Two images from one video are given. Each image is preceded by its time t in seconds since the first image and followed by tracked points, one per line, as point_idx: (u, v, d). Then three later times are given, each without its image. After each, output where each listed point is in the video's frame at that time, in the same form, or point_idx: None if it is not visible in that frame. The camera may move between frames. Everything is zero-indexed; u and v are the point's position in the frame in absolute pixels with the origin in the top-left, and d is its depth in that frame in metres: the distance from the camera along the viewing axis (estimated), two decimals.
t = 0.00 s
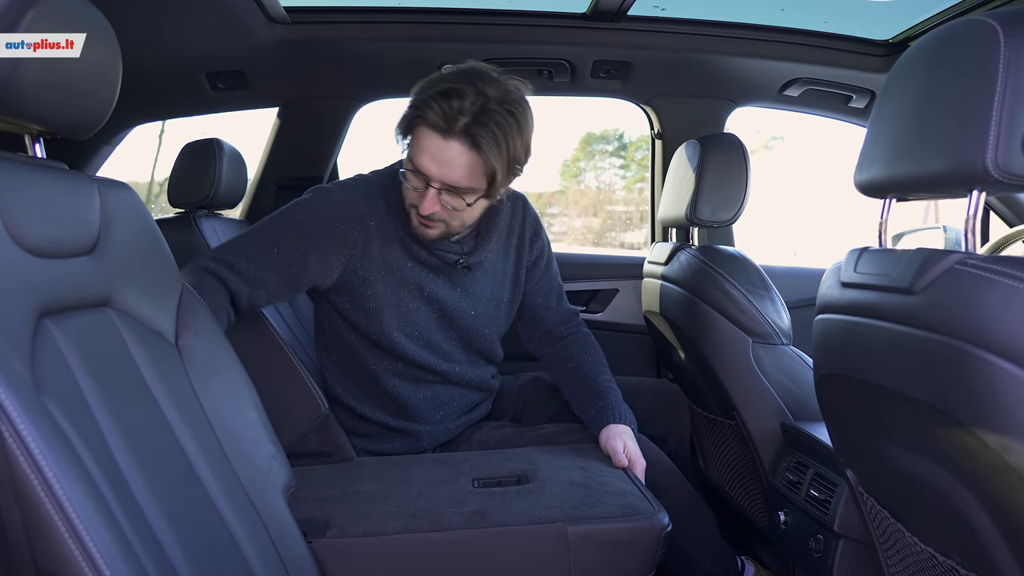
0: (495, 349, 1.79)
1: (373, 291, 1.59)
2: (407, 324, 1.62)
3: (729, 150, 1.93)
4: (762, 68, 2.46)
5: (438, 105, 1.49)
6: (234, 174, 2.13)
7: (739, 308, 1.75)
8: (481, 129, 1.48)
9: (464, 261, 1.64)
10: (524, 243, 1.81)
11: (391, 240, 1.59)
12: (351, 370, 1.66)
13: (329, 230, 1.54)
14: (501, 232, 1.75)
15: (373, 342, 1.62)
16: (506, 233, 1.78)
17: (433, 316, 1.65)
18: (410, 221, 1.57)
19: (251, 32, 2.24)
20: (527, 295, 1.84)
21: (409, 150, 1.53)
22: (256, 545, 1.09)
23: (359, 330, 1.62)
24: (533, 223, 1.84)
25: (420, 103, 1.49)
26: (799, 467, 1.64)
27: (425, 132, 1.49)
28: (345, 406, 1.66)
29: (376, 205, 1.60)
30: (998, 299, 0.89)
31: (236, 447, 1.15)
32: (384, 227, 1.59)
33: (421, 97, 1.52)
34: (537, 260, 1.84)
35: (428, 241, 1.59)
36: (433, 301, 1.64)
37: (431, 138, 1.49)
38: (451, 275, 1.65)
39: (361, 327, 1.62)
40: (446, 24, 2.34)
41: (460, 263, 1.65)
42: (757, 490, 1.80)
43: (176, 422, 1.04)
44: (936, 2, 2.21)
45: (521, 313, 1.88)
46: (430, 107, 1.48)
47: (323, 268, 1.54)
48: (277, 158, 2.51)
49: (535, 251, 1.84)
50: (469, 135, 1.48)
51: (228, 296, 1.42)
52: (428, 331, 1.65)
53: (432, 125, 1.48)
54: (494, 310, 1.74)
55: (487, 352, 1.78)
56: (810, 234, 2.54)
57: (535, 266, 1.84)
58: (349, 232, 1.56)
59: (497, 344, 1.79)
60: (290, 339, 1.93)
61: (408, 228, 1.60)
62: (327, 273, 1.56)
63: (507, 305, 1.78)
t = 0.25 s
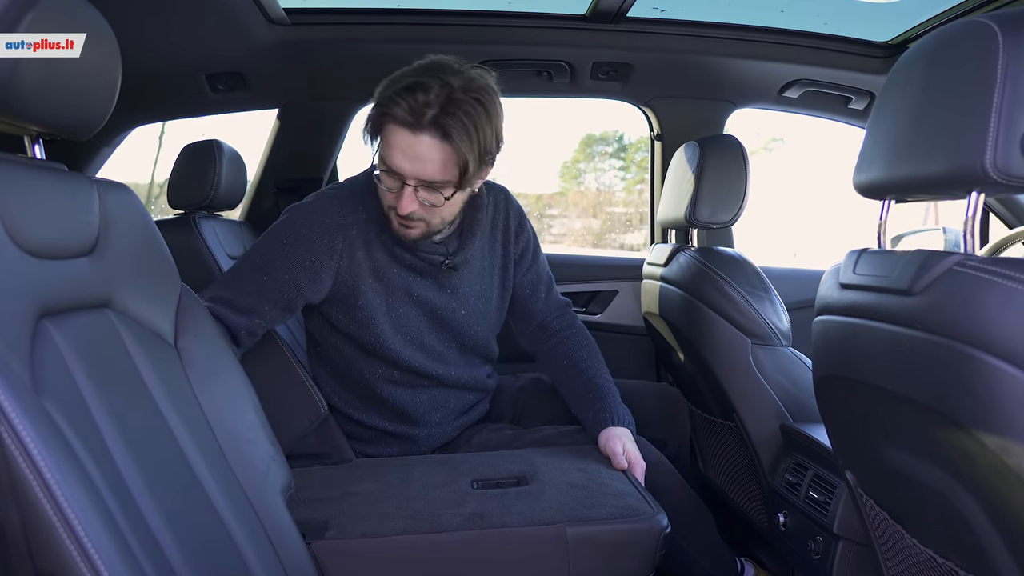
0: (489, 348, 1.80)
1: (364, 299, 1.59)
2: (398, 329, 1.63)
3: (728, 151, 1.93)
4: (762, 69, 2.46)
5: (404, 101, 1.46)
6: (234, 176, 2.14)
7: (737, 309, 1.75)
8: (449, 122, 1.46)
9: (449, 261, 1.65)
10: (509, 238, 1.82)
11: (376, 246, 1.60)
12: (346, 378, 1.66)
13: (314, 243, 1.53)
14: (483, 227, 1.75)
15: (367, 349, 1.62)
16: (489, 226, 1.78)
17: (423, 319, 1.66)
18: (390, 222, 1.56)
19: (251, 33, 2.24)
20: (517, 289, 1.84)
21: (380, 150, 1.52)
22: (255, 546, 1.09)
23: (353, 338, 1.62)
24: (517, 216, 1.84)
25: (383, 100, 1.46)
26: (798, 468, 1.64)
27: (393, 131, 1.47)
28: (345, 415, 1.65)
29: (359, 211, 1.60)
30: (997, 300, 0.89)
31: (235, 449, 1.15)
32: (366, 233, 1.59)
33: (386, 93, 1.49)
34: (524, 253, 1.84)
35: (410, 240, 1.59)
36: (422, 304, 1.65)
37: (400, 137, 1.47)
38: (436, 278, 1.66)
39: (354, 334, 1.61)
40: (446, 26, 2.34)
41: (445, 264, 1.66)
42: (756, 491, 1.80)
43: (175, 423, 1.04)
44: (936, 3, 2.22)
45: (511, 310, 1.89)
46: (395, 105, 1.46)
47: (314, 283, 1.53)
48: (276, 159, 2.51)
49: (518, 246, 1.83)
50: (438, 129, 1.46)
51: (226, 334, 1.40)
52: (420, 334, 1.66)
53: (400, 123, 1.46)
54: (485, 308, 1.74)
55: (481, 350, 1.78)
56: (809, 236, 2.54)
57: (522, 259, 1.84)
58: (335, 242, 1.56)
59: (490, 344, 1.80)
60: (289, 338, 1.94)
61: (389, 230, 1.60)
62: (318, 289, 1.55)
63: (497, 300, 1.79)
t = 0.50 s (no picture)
0: (486, 349, 1.80)
1: (362, 301, 1.59)
2: (397, 330, 1.63)
3: (727, 153, 1.93)
4: (760, 71, 2.47)
5: (381, 84, 1.47)
6: (233, 178, 2.14)
7: (735, 310, 1.75)
8: (427, 98, 1.46)
9: (448, 259, 1.65)
10: (506, 239, 1.82)
11: (372, 246, 1.60)
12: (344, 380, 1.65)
13: (310, 248, 1.52)
14: (479, 227, 1.76)
15: (365, 352, 1.62)
16: (485, 225, 1.79)
17: (422, 320, 1.66)
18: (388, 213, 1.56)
19: (250, 35, 2.24)
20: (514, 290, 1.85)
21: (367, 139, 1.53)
22: (254, 549, 1.09)
23: (351, 342, 1.61)
24: (513, 217, 1.85)
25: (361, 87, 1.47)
26: (797, 470, 1.64)
27: (376, 116, 1.48)
28: (344, 419, 1.64)
29: (353, 211, 1.59)
30: (995, 301, 0.89)
31: (233, 451, 1.15)
32: (362, 235, 1.59)
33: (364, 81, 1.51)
34: (520, 253, 1.85)
35: (409, 229, 1.59)
36: (420, 305, 1.65)
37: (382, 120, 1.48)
38: (434, 278, 1.66)
39: (351, 337, 1.61)
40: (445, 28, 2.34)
41: (443, 262, 1.66)
42: (755, 493, 1.80)
43: (174, 425, 1.04)
44: (933, 5, 2.22)
45: (508, 313, 1.90)
46: (374, 89, 1.46)
47: (310, 288, 1.53)
48: (275, 161, 2.52)
49: (515, 246, 1.84)
50: (417, 107, 1.46)
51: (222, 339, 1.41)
52: (419, 335, 1.66)
53: (380, 107, 1.46)
54: (483, 309, 1.74)
55: (479, 351, 1.78)
56: (808, 237, 2.54)
57: (519, 259, 1.85)
58: (332, 245, 1.55)
59: (488, 345, 1.80)
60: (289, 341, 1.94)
61: (388, 224, 1.60)
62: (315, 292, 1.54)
63: (495, 300, 1.79)
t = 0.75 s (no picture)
0: (484, 351, 1.80)
1: (361, 296, 1.59)
2: (396, 326, 1.63)
3: (725, 155, 1.93)
4: (758, 74, 2.47)
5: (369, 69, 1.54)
6: (231, 180, 2.14)
7: (734, 312, 1.75)
8: (413, 75, 1.52)
9: (446, 252, 1.65)
10: (503, 238, 1.83)
11: (371, 240, 1.60)
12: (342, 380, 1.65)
13: (310, 243, 1.53)
14: (477, 225, 1.76)
15: (364, 348, 1.62)
16: (482, 223, 1.79)
17: (421, 316, 1.67)
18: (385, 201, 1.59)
19: (248, 38, 2.24)
20: (512, 290, 1.85)
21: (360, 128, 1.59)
22: (252, 552, 1.09)
23: (350, 338, 1.61)
24: (510, 216, 1.86)
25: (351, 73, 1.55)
26: (795, 472, 1.64)
27: (367, 101, 1.54)
28: (343, 420, 1.64)
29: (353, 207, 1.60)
30: (993, 305, 0.89)
31: (231, 454, 1.15)
32: (362, 230, 1.59)
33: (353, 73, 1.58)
34: (518, 252, 1.85)
35: (406, 217, 1.60)
36: (419, 301, 1.65)
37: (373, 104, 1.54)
38: (432, 273, 1.66)
39: (351, 333, 1.61)
40: (443, 30, 2.34)
41: (441, 255, 1.66)
42: (754, 495, 1.81)
43: (172, 428, 1.04)
44: (932, 8, 2.22)
45: (507, 313, 1.89)
46: (363, 73, 1.54)
47: (311, 282, 1.53)
48: (273, 163, 2.52)
49: (512, 245, 1.85)
50: (405, 85, 1.53)
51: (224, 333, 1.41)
52: (418, 331, 1.66)
53: (371, 90, 1.53)
54: (482, 307, 1.75)
55: (477, 352, 1.78)
56: (806, 239, 2.55)
57: (517, 257, 1.85)
58: (331, 240, 1.55)
59: (486, 344, 1.80)
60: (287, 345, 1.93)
61: (385, 219, 1.61)
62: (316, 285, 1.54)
63: (494, 298, 1.79)
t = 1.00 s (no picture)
0: (484, 352, 1.80)
1: (366, 295, 1.59)
2: (400, 326, 1.63)
3: (724, 157, 1.93)
4: (756, 75, 2.47)
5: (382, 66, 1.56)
6: (229, 183, 2.14)
7: (733, 314, 1.75)
8: (427, 73, 1.55)
9: (450, 253, 1.66)
10: (503, 241, 1.84)
11: (377, 239, 1.60)
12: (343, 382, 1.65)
13: (317, 242, 1.53)
14: (478, 228, 1.77)
15: (368, 348, 1.61)
16: (482, 225, 1.80)
17: (423, 316, 1.67)
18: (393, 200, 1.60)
19: (247, 41, 2.25)
20: (511, 292, 1.86)
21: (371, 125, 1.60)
22: (252, 555, 1.09)
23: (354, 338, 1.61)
24: (510, 219, 1.87)
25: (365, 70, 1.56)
26: (795, 473, 1.64)
27: (380, 98, 1.56)
28: (344, 422, 1.64)
29: (361, 208, 1.60)
30: (991, 306, 0.90)
31: (230, 457, 1.15)
32: (368, 229, 1.60)
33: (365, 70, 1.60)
34: (518, 254, 1.86)
35: (413, 216, 1.61)
36: (422, 302, 1.65)
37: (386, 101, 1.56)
38: (436, 274, 1.66)
39: (356, 332, 1.61)
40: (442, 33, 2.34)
41: (445, 256, 1.66)
42: (754, 497, 1.80)
43: (171, 432, 1.04)
44: (929, 9, 2.22)
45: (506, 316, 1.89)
46: (377, 71, 1.56)
47: (318, 280, 1.54)
48: (273, 166, 2.52)
49: (513, 248, 1.85)
50: (418, 83, 1.55)
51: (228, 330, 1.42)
52: (421, 332, 1.66)
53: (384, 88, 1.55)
54: (483, 308, 1.75)
55: (477, 353, 1.78)
56: (805, 240, 2.55)
57: (516, 259, 1.86)
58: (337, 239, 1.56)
59: (487, 345, 1.80)
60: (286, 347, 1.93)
61: (391, 218, 1.62)
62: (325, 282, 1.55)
63: (494, 300, 1.79)
